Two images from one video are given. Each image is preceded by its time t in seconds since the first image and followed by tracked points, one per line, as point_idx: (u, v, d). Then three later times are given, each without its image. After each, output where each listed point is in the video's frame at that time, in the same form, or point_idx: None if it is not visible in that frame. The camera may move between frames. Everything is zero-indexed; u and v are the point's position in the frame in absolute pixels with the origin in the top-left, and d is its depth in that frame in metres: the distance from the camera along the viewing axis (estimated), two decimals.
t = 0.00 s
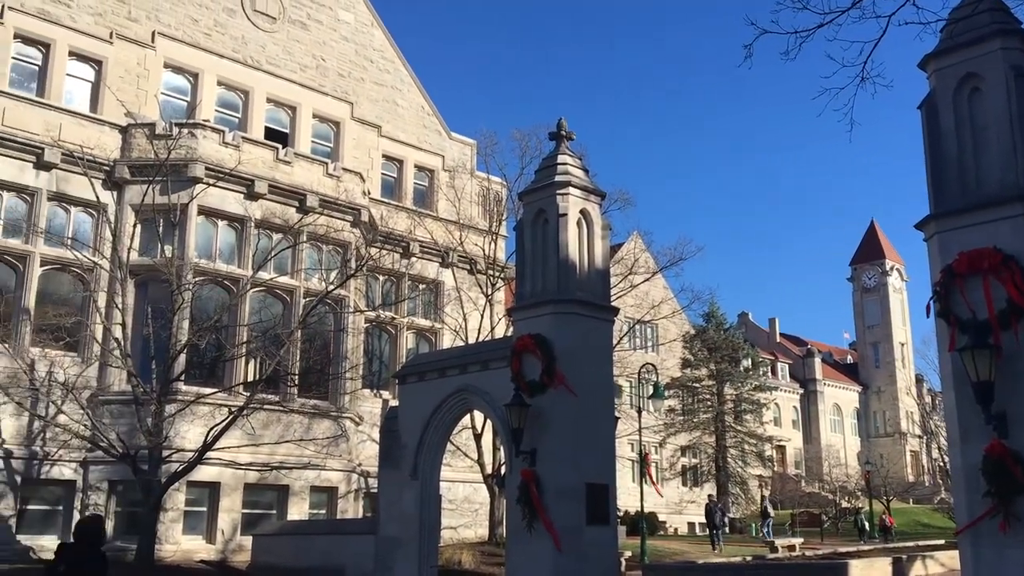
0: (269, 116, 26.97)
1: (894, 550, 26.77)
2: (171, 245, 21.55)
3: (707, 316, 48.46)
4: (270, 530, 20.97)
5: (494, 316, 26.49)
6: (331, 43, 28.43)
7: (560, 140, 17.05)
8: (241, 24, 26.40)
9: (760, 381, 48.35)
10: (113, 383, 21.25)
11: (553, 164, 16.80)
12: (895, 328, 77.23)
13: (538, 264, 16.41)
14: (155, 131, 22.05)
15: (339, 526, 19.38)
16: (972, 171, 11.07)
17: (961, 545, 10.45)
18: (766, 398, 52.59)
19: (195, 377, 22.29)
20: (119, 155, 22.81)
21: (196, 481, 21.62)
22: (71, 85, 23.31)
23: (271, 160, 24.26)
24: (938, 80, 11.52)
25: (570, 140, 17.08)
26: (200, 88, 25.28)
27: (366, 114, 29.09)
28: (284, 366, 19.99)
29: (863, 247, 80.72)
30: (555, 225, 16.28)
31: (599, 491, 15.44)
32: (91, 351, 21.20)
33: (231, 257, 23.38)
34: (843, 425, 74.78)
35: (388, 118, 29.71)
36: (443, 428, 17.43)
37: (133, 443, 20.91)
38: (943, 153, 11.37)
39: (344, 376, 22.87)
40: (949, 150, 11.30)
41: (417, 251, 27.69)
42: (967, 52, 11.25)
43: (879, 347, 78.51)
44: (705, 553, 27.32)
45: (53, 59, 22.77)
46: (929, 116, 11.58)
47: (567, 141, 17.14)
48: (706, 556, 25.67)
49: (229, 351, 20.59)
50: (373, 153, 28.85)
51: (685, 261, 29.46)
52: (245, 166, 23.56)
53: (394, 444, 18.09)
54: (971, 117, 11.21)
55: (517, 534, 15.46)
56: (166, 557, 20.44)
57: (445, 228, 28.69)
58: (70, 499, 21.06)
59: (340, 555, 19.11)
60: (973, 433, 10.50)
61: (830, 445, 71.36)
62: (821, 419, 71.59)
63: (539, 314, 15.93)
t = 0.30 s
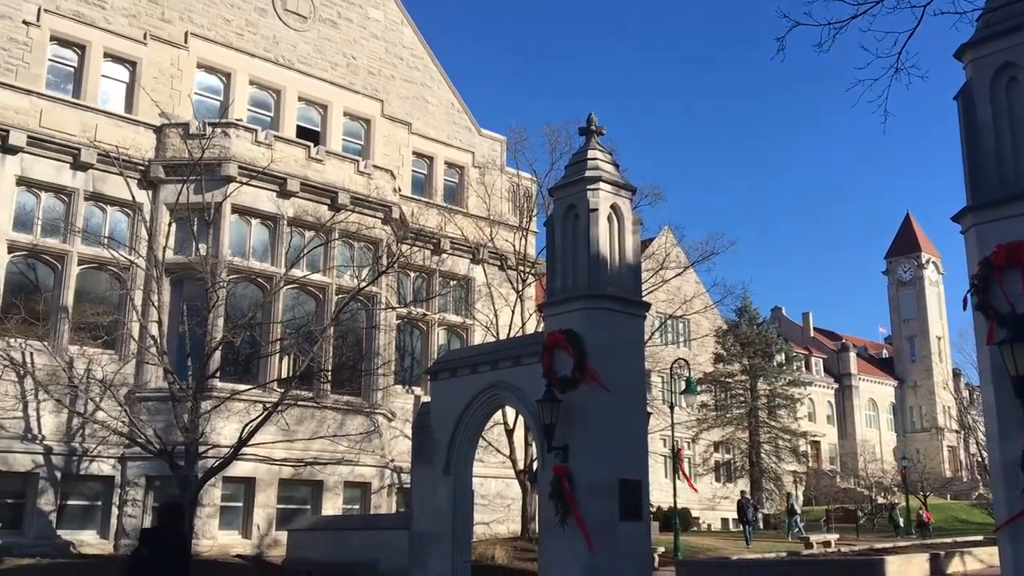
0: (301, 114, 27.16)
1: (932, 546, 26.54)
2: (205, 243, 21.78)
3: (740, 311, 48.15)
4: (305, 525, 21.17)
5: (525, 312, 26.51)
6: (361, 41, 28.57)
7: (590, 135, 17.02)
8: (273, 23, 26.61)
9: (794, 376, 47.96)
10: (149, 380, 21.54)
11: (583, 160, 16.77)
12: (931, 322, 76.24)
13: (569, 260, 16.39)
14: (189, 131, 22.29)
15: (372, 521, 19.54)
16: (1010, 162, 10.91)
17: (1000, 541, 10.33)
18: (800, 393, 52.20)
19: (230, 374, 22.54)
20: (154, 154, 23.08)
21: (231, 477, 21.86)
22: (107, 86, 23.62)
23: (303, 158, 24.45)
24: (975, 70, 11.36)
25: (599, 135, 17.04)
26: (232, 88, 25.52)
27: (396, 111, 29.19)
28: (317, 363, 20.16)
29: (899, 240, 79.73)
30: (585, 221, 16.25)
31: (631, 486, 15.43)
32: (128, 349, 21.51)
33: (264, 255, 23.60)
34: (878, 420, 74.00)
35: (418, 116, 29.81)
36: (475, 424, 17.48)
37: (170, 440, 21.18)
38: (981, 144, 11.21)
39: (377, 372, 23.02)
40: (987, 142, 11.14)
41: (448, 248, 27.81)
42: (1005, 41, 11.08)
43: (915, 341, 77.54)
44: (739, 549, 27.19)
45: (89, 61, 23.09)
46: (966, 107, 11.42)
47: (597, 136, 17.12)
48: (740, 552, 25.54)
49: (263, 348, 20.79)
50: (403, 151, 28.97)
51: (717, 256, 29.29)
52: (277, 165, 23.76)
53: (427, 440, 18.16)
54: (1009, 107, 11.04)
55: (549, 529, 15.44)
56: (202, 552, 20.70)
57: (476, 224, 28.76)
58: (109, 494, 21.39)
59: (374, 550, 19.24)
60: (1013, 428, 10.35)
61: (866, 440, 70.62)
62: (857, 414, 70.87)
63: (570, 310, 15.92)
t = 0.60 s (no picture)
0: (328, 110, 27.28)
1: (965, 541, 26.26)
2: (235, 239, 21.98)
3: (768, 304, 47.87)
4: (333, 518, 21.32)
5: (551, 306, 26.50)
6: (387, 36, 28.64)
7: (617, 128, 16.96)
8: (299, 20, 26.73)
9: (823, 369, 47.59)
10: (180, 374, 21.74)
11: (609, 153, 16.72)
12: (963, 314, 75.33)
13: (595, 254, 16.36)
14: (217, 128, 22.47)
15: (401, 514, 19.67)
16: None
17: None
18: (829, 386, 51.79)
19: (259, 369, 22.72)
20: (183, 151, 23.28)
21: (261, 471, 22.05)
22: (136, 84, 23.85)
23: (330, 154, 24.54)
24: (1008, 58, 11.23)
25: (626, 127, 16.98)
26: (260, 84, 25.67)
27: (422, 106, 29.23)
28: (345, 358, 20.28)
29: (930, 232, 78.83)
30: (612, 214, 16.21)
31: (660, 480, 15.38)
32: (159, 344, 21.73)
33: (292, 250, 23.75)
34: (909, 413, 73.26)
35: (444, 110, 29.84)
36: (503, 418, 17.51)
37: (201, 434, 21.38)
38: (1015, 133, 11.09)
39: (404, 367, 23.11)
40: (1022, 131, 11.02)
41: (474, 242, 27.89)
42: None
43: (947, 333, 76.65)
44: (769, 543, 27.04)
45: (118, 59, 23.33)
46: (1000, 96, 11.31)
47: (624, 129, 17.06)
48: (770, 546, 25.41)
49: (292, 343, 20.92)
50: (429, 146, 29.02)
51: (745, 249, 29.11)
52: (305, 161, 23.88)
53: (455, 433, 18.22)
54: None
55: (578, 522, 15.49)
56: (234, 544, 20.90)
57: (502, 218, 28.77)
58: (141, 488, 21.65)
59: (403, 543, 19.38)
60: None
61: (897, 434, 69.97)
62: (888, 408, 70.20)
63: (597, 304, 15.91)
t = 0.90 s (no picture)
0: (358, 103, 27.37)
1: (1004, 532, 25.93)
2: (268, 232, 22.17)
3: (802, 293, 47.45)
4: (367, 509, 21.49)
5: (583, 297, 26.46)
6: (417, 28, 28.69)
7: (647, 117, 16.87)
8: (330, 14, 26.84)
9: (859, 359, 47.10)
10: (216, 367, 21.98)
11: (640, 143, 16.63)
12: (1002, 302, 74.19)
13: (627, 244, 16.30)
14: (250, 123, 22.65)
15: (434, 505, 19.81)
16: None
17: None
18: (865, 376, 51.26)
19: (294, 361, 22.91)
20: (217, 146, 23.50)
21: (296, 462, 22.26)
22: (170, 80, 24.10)
23: (361, 147, 24.66)
24: None
25: (657, 117, 16.88)
26: (291, 78, 25.81)
27: (452, 98, 29.25)
28: (378, 350, 20.40)
29: (967, 219, 77.66)
30: (643, 204, 16.14)
31: (694, 470, 15.33)
32: (195, 337, 21.97)
33: (324, 243, 23.90)
34: (947, 403, 72.34)
35: (473, 102, 29.84)
36: (535, 409, 17.54)
37: (236, 426, 21.62)
38: None
39: (436, 358, 23.21)
40: None
41: (504, 234, 27.89)
42: None
43: (985, 322, 75.54)
44: (804, 535, 26.85)
45: (152, 55, 23.58)
46: None
47: (654, 118, 16.96)
48: (805, 538, 25.24)
49: (325, 335, 21.08)
50: (459, 137, 29.04)
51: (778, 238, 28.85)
52: (336, 154, 24.00)
53: (487, 424, 18.26)
54: None
55: (611, 513, 15.48)
56: (270, 535, 21.14)
57: (533, 210, 28.74)
58: (178, 479, 21.95)
59: (437, 533, 19.51)
60: None
61: (934, 424, 69.15)
62: (925, 398, 69.39)
63: (628, 294, 15.85)
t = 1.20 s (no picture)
0: (390, 96, 27.44)
1: None
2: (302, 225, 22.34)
3: (838, 281, 46.98)
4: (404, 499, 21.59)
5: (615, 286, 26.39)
6: (447, 19, 28.71)
7: (679, 104, 16.76)
8: (360, 6, 26.92)
9: (896, 346, 46.54)
10: (252, 359, 22.21)
11: (672, 130, 16.53)
12: None
13: (660, 232, 16.22)
14: (283, 116, 22.82)
15: (469, 495, 19.88)
16: None
17: None
18: (902, 364, 50.66)
19: (328, 353, 23.09)
20: (250, 140, 23.70)
21: (332, 452, 22.45)
22: (203, 75, 24.30)
23: (393, 139, 24.73)
24: None
25: (689, 104, 16.76)
26: (323, 71, 25.92)
27: (483, 89, 29.24)
28: (411, 341, 20.50)
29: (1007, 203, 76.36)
30: (676, 191, 16.04)
31: (728, 459, 15.27)
32: (231, 330, 22.20)
33: (357, 235, 24.03)
34: (987, 390, 71.32)
35: (504, 93, 29.80)
36: (569, 398, 17.53)
37: (273, 417, 21.84)
38: None
39: (469, 349, 23.28)
40: None
41: (536, 224, 27.88)
42: None
43: None
44: (841, 524, 26.63)
45: (186, 51, 23.79)
46: None
47: (687, 105, 16.85)
48: (843, 527, 25.03)
49: (359, 327, 21.21)
50: (490, 128, 29.04)
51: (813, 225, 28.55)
52: (368, 147, 24.10)
53: (521, 414, 18.29)
54: None
55: (646, 502, 15.43)
56: (307, 524, 21.38)
57: (564, 199, 28.69)
58: (217, 469, 22.23)
59: (471, 523, 19.60)
60: None
61: (974, 412, 68.22)
62: (964, 386, 68.46)
63: (661, 283, 15.77)
